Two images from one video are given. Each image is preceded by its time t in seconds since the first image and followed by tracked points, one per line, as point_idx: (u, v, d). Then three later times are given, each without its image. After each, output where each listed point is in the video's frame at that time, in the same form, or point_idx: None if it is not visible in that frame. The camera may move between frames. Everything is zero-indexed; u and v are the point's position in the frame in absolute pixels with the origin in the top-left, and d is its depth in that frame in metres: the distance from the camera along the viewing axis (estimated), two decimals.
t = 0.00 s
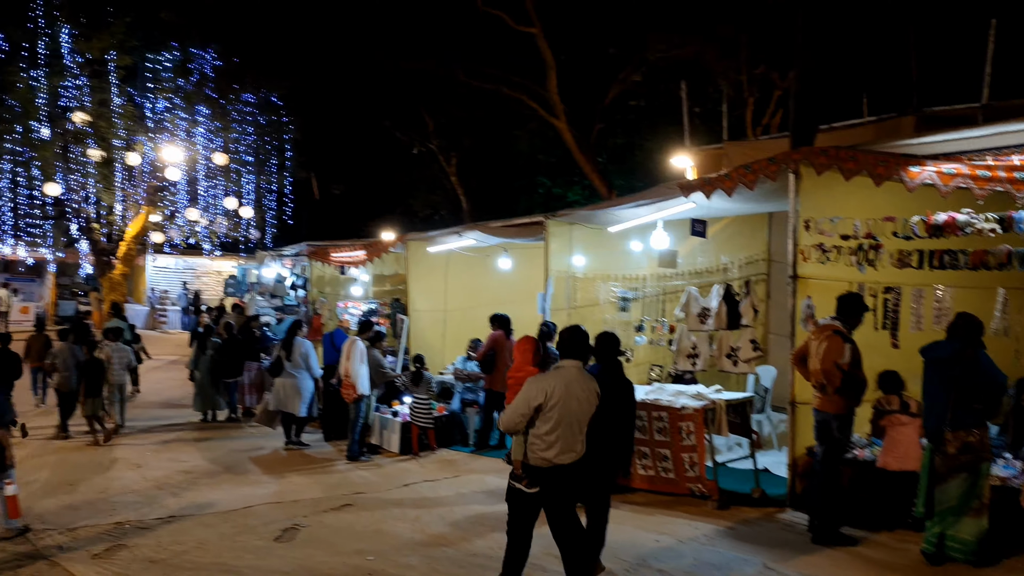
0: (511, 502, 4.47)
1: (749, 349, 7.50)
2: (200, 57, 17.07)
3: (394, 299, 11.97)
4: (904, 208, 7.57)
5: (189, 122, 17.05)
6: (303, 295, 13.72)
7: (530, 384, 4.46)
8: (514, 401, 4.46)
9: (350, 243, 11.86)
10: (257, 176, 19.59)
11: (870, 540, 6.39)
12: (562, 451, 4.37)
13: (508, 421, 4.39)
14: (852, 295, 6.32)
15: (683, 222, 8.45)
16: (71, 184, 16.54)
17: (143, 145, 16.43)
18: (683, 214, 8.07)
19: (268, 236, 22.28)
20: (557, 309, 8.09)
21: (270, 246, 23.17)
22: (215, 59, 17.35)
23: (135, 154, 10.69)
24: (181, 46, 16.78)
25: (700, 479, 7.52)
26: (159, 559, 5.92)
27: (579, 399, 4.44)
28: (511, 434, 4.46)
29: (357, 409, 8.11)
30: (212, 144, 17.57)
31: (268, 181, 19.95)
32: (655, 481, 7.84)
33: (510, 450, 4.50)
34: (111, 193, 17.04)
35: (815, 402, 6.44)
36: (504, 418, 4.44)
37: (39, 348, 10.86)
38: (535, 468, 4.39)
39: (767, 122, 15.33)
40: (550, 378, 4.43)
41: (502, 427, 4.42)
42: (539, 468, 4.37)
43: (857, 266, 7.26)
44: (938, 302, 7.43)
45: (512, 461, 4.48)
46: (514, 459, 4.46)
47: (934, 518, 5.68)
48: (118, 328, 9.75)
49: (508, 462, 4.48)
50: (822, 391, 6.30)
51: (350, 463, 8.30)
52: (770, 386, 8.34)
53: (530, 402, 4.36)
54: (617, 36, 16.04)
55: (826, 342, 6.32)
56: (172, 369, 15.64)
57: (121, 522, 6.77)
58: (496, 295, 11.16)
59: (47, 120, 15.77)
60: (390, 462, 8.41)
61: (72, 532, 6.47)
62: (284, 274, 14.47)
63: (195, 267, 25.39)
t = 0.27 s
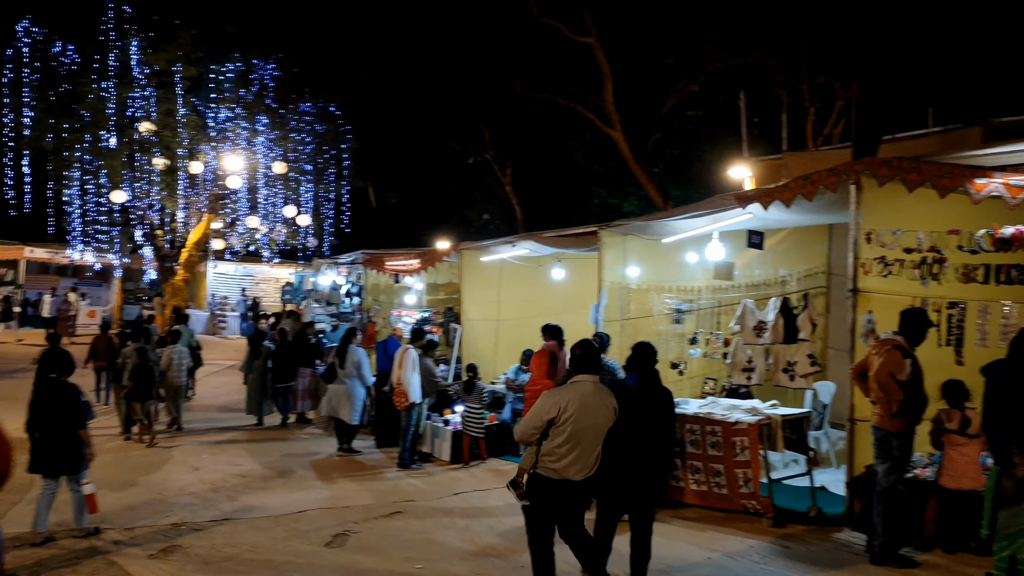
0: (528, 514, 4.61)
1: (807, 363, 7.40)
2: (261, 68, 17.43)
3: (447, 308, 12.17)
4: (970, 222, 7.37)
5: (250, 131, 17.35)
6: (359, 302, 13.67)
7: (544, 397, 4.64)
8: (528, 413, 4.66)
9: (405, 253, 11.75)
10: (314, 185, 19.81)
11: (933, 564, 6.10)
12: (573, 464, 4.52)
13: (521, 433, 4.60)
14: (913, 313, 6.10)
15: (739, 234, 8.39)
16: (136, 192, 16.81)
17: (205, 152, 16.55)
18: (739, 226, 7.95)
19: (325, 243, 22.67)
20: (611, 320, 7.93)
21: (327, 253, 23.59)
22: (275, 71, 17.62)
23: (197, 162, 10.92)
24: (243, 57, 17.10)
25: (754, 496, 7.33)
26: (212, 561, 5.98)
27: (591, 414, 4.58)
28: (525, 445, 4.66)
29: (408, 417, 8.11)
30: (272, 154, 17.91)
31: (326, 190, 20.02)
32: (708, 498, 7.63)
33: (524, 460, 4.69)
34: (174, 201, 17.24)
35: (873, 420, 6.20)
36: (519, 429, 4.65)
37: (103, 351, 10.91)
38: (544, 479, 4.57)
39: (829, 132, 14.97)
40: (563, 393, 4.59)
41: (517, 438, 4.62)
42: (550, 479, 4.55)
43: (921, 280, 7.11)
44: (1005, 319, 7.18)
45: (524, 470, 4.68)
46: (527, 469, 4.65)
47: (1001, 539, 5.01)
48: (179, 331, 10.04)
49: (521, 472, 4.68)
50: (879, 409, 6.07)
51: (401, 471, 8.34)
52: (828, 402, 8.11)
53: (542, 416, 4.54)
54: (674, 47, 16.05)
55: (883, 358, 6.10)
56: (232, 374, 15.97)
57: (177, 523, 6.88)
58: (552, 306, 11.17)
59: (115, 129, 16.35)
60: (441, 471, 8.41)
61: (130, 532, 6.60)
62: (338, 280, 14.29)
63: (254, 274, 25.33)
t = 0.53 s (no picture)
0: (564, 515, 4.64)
1: (871, 373, 7.24)
2: (325, 75, 18.18)
3: (504, 312, 12.31)
4: None
5: (313, 137, 18.03)
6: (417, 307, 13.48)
7: (575, 397, 4.63)
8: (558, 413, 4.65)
9: (463, 257, 11.71)
10: (373, 190, 19.93)
11: None
12: (604, 464, 4.49)
13: (552, 433, 4.60)
14: (983, 322, 5.80)
15: (802, 240, 8.24)
16: (203, 197, 18.07)
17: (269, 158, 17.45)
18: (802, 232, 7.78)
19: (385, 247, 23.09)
20: (668, 327, 7.82)
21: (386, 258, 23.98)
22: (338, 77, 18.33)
23: (261, 167, 11.19)
24: (307, 65, 17.86)
25: (815, 508, 7.07)
26: (269, 560, 6.05)
27: (621, 413, 4.56)
28: (556, 445, 4.66)
29: (464, 420, 8.18)
30: (333, 160, 18.45)
31: (385, 196, 20.31)
32: (767, 509, 7.39)
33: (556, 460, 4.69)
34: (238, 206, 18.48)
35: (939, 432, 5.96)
36: (550, 429, 4.65)
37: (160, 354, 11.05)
38: (576, 479, 4.56)
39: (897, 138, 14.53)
40: (593, 394, 4.58)
41: (549, 439, 4.63)
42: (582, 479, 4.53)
43: (992, 289, 6.73)
44: None
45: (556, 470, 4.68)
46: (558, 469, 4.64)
47: None
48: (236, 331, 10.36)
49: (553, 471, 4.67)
50: (945, 419, 5.85)
51: (456, 475, 8.35)
52: (894, 415, 7.98)
53: (571, 416, 4.53)
54: (738, 51, 15.48)
55: (950, 368, 5.82)
56: (294, 376, 16.32)
57: (237, 522, 7.00)
58: (607, 312, 11.04)
59: (183, 135, 17.48)
60: (496, 476, 8.41)
61: (191, 528, 6.73)
62: (397, 285, 14.16)
63: (316, 278, 25.82)
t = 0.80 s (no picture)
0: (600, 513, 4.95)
1: (936, 381, 7.01)
2: (382, 81, 18.11)
3: (559, 317, 12.16)
4: None
5: (370, 142, 18.24)
6: (472, 311, 13.92)
7: (613, 406, 4.92)
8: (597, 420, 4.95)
9: (517, 261, 11.77)
10: (430, 195, 20.16)
11: None
12: (641, 469, 4.79)
13: (592, 439, 4.90)
14: None
15: (863, 244, 8.09)
16: (263, 202, 18.36)
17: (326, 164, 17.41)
18: (864, 235, 7.62)
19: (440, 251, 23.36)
20: (724, 333, 7.72)
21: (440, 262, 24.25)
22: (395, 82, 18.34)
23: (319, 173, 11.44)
24: (365, 71, 17.96)
25: (878, 518, 6.82)
26: (328, 559, 6.12)
27: (657, 422, 4.84)
28: (595, 450, 4.97)
29: (519, 424, 8.18)
30: (390, 164, 18.69)
31: (440, 201, 20.51)
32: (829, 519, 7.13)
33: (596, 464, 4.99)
34: (296, 210, 18.34)
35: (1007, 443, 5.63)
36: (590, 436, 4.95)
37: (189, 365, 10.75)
38: (614, 482, 4.86)
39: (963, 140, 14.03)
40: (630, 403, 4.86)
41: (589, 444, 4.93)
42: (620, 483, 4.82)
43: None
44: None
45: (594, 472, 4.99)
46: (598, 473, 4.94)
47: None
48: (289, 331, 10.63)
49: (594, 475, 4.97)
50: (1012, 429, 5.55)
51: (510, 479, 8.38)
52: (960, 424, 7.70)
53: (610, 423, 4.82)
54: (799, 53, 15.23)
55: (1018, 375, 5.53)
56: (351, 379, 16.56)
57: (296, 521, 7.11)
58: (662, 317, 11.06)
59: (244, 142, 17.91)
60: (551, 481, 8.41)
61: (251, 526, 6.86)
62: (451, 288, 14.65)
63: (372, 281, 25.70)
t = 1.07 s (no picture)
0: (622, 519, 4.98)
1: (989, 390, 6.91)
2: (423, 90, 18.64)
3: (600, 324, 12.38)
4: None
5: (410, 150, 18.42)
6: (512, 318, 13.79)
7: (644, 408, 4.96)
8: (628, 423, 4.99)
9: (558, 268, 11.86)
10: (470, 202, 20.30)
11: None
12: (671, 471, 4.82)
13: (623, 441, 4.92)
14: None
15: (912, 250, 7.91)
16: (306, 209, 18.78)
17: (368, 171, 17.47)
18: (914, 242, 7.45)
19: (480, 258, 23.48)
20: (769, 340, 7.69)
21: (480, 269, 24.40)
22: (435, 91, 18.62)
23: (361, 182, 11.59)
24: (405, 79, 18.27)
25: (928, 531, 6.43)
26: (368, 567, 6.06)
27: (687, 425, 4.88)
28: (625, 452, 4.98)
29: (560, 431, 8.11)
30: (431, 172, 18.91)
31: (481, 208, 20.74)
32: (878, 531, 6.83)
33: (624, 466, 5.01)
34: (339, 218, 18.87)
35: None
36: (619, 437, 4.99)
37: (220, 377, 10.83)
38: (643, 485, 4.88)
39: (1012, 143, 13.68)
40: (662, 406, 4.91)
41: (619, 446, 4.95)
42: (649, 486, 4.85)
43: None
44: None
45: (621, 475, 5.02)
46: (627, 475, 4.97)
47: None
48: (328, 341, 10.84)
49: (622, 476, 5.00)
50: None
51: (551, 487, 8.35)
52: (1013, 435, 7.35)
53: (642, 426, 4.86)
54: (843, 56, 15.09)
55: None
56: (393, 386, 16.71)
57: (336, 527, 7.10)
58: (704, 324, 10.98)
59: (287, 150, 18.26)
60: (592, 489, 8.36)
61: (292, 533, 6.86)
62: (493, 296, 14.62)
63: (413, 288, 25.85)
